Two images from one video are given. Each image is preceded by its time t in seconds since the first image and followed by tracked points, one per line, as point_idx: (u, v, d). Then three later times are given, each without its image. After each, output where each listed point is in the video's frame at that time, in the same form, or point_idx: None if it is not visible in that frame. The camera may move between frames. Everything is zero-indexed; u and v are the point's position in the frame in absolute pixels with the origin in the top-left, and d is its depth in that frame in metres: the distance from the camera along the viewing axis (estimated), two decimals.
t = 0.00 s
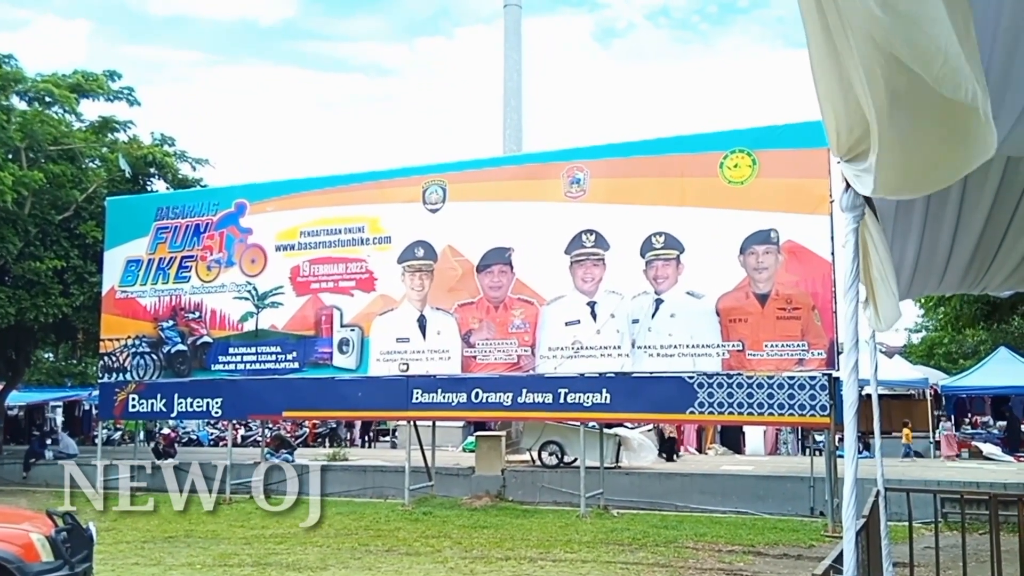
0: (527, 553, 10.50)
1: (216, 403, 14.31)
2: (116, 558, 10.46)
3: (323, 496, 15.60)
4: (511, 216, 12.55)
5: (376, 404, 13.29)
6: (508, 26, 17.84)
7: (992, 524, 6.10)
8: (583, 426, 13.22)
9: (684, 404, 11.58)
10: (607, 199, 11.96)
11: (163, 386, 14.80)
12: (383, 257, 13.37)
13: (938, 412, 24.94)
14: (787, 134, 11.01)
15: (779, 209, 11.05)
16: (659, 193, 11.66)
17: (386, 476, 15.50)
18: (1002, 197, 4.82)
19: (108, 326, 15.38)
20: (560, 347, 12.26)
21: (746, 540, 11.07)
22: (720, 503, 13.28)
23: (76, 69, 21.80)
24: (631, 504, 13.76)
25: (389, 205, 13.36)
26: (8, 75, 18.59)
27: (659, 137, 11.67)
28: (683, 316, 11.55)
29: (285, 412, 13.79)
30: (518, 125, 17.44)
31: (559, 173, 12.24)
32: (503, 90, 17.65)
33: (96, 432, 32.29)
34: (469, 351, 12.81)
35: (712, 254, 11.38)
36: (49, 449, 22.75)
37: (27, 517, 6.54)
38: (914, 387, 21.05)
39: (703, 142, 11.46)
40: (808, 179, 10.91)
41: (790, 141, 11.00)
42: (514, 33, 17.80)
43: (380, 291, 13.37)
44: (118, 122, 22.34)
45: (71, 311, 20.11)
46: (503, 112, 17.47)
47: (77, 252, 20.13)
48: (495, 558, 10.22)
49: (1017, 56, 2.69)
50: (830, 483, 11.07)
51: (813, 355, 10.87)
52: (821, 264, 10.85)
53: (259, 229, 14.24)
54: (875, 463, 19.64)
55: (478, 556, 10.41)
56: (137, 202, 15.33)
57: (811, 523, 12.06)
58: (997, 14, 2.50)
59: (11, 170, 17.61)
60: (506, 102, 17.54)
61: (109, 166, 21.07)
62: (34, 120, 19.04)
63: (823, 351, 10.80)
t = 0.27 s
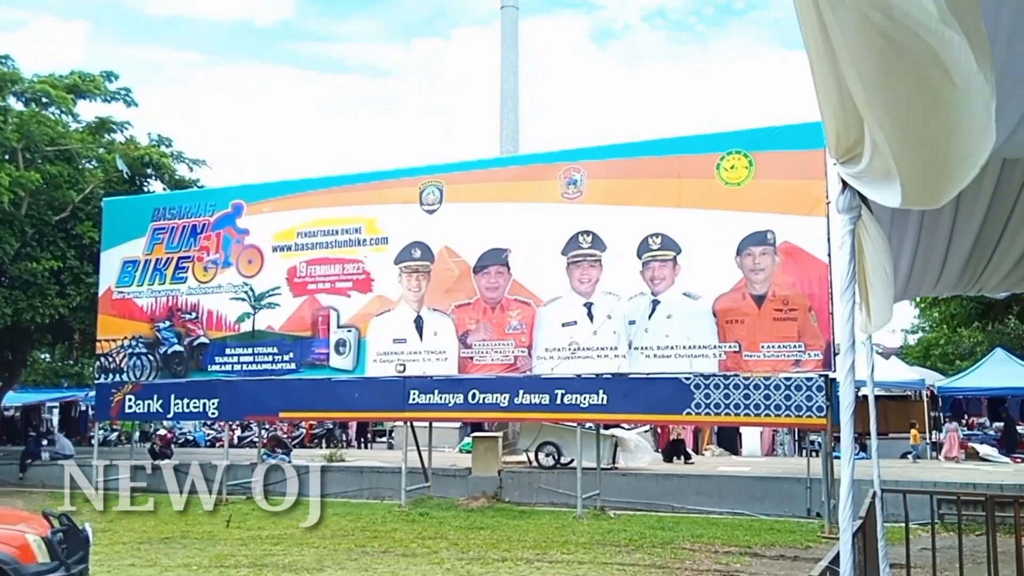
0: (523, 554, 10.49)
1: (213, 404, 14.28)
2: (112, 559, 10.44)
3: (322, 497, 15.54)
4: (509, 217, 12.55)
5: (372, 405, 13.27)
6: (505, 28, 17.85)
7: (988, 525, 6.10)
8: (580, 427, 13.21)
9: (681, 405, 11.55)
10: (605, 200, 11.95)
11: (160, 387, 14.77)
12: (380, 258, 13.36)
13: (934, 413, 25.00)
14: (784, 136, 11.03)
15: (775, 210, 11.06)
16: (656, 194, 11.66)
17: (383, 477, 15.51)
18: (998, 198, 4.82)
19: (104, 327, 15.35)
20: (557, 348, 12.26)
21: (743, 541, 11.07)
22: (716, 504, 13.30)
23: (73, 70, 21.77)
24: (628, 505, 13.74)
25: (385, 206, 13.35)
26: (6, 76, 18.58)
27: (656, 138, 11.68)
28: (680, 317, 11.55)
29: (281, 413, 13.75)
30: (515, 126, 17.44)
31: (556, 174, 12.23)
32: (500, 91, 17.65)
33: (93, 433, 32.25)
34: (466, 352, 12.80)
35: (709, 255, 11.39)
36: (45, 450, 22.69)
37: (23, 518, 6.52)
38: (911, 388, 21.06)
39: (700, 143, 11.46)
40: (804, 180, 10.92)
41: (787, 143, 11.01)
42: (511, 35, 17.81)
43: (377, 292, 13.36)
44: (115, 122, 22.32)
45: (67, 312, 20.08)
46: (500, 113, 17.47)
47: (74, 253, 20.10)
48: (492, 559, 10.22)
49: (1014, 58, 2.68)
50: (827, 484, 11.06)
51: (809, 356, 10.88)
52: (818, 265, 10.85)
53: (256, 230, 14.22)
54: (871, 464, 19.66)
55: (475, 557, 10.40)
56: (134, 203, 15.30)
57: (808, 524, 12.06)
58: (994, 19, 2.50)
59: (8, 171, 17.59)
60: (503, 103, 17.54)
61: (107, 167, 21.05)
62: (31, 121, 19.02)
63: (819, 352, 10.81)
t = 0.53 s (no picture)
0: (521, 555, 10.48)
1: (210, 404, 14.28)
2: (108, 560, 10.41)
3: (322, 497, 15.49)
4: (506, 218, 12.54)
5: (369, 406, 13.26)
6: (502, 29, 17.85)
7: (985, 526, 6.10)
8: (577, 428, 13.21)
9: (678, 406, 11.57)
10: (602, 201, 11.95)
11: (157, 387, 14.76)
12: (377, 259, 13.35)
13: (931, 414, 25.02)
14: (781, 137, 11.04)
15: (772, 212, 11.07)
16: (654, 195, 11.66)
17: (379, 478, 15.49)
18: (995, 198, 4.82)
19: (101, 328, 15.32)
20: (554, 349, 12.25)
21: (740, 542, 11.07)
22: (713, 506, 13.30)
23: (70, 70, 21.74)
24: (625, 506, 13.74)
25: (383, 206, 13.34)
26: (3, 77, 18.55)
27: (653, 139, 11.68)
28: (677, 318, 11.56)
29: (279, 414, 13.74)
30: (512, 127, 17.43)
31: (553, 175, 12.23)
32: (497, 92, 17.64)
33: (89, 434, 32.20)
34: (463, 353, 12.79)
35: (706, 256, 11.39)
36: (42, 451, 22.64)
37: (20, 519, 6.50)
38: (908, 389, 21.08)
39: (697, 144, 11.46)
40: (801, 181, 10.93)
41: (784, 144, 11.02)
42: (508, 36, 17.81)
43: (374, 292, 13.34)
44: (113, 123, 22.30)
45: (64, 313, 20.06)
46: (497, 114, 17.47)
47: (71, 253, 20.07)
48: (489, 560, 10.21)
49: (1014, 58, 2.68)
50: (824, 485, 11.07)
51: (806, 357, 10.89)
52: (815, 266, 10.87)
53: (253, 230, 14.21)
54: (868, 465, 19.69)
55: (472, 558, 10.40)
56: (131, 203, 15.27)
57: (805, 525, 12.08)
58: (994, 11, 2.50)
59: (5, 171, 17.57)
60: (500, 104, 17.53)
61: (104, 168, 21.02)
62: (28, 122, 18.99)
63: (816, 353, 10.82)
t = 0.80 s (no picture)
0: (517, 555, 10.48)
1: (206, 405, 14.27)
2: (104, 561, 10.40)
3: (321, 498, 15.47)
4: (503, 219, 12.55)
5: (366, 406, 13.25)
6: (500, 30, 17.86)
7: (982, 527, 6.10)
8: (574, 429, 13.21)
9: (675, 407, 11.57)
10: (599, 202, 11.95)
11: (153, 388, 14.75)
12: (374, 259, 13.35)
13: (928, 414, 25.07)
14: (778, 139, 11.05)
15: (768, 213, 11.09)
16: (650, 197, 11.68)
17: (376, 479, 15.49)
18: (992, 198, 4.82)
19: (97, 328, 15.31)
20: (551, 349, 12.25)
21: (737, 543, 11.08)
22: (710, 506, 13.31)
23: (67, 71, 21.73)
24: (622, 507, 13.75)
25: (380, 207, 13.34)
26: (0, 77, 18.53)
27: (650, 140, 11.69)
28: (674, 319, 11.57)
29: (275, 415, 13.73)
30: (509, 128, 17.44)
31: (550, 176, 12.24)
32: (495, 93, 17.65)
33: (85, 434, 32.18)
34: (460, 353, 12.79)
35: (703, 257, 11.40)
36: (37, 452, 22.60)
37: (15, 520, 6.50)
38: (905, 390, 21.11)
39: (694, 146, 11.48)
40: (798, 183, 10.94)
41: (781, 145, 11.04)
42: (506, 37, 17.82)
43: (371, 293, 13.34)
44: (110, 124, 22.28)
45: (60, 313, 20.03)
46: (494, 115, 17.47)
47: (67, 254, 20.06)
48: (485, 561, 10.21)
49: (1009, 57, 2.68)
50: (820, 486, 11.08)
51: (803, 358, 10.91)
52: (811, 267, 10.89)
53: (250, 231, 14.21)
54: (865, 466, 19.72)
55: (468, 558, 10.40)
56: (128, 203, 15.26)
57: (801, 526, 12.08)
58: (991, 10, 2.49)
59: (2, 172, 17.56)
60: (498, 105, 17.54)
61: (101, 168, 20.99)
62: (25, 122, 18.96)
63: (813, 354, 10.83)
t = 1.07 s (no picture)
0: (514, 556, 10.48)
1: (203, 405, 14.25)
2: (100, 562, 10.38)
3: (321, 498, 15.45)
4: (500, 220, 12.55)
5: (363, 407, 13.24)
6: (497, 31, 17.87)
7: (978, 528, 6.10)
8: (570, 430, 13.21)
9: (671, 408, 11.57)
10: (596, 202, 11.96)
11: (150, 389, 14.74)
12: (371, 260, 13.35)
13: (924, 415, 25.13)
14: (775, 140, 11.07)
15: (765, 214, 11.10)
16: (647, 198, 11.69)
17: (373, 480, 15.48)
18: (988, 200, 4.84)
19: (93, 329, 15.29)
20: (548, 350, 12.25)
21: (733, 544, 11.09)
22: (707, 507, 13.32)
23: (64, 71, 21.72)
24: (619, 508, 13.76)
25: (377, 208, 13.34)
26: None
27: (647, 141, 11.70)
28: (670, 319, 11.58)
29: (272, 416, 13.71)
30: (507, 129, 17.45)
31: (547, 177, 12.24)
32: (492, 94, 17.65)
33: (82, 435, 32.16)
34: (457, 354, 12.78)
35: (700, 258, 11.41)
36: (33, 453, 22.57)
37: (11, 521, 6.51)
38: (901, 391, 21.14)
39: (691, 147, 11.49)
40: (794, 184, 10.96)
41: (777, 147, 11.06)
42: (503, 38, 17.83)
43: (368, 294, 13.34)
44: (106, 125, 22.26)
45: (57, 314, 20.02)
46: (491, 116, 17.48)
47: (64, 254, 20.05)
48: (483, 562, 10.21)
49: (1007, 55, 2.67)
50: (817, 487, 11.09)
51: (800, 358, 10.92)
52: (808, 268, 10.91)
53: (247, 231, 14.20)
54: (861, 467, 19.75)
55: (465, 559, 10.40)
56: (124, 204, 15.24)
57: (798, 527, 12.09)
58: (989, 7, 2.49)
59: None
60: (495, 106, 17.54)
61: (97, 168, 20.97)
62: (21, 122, 19.02)
63: (810, 355, 10.85)
